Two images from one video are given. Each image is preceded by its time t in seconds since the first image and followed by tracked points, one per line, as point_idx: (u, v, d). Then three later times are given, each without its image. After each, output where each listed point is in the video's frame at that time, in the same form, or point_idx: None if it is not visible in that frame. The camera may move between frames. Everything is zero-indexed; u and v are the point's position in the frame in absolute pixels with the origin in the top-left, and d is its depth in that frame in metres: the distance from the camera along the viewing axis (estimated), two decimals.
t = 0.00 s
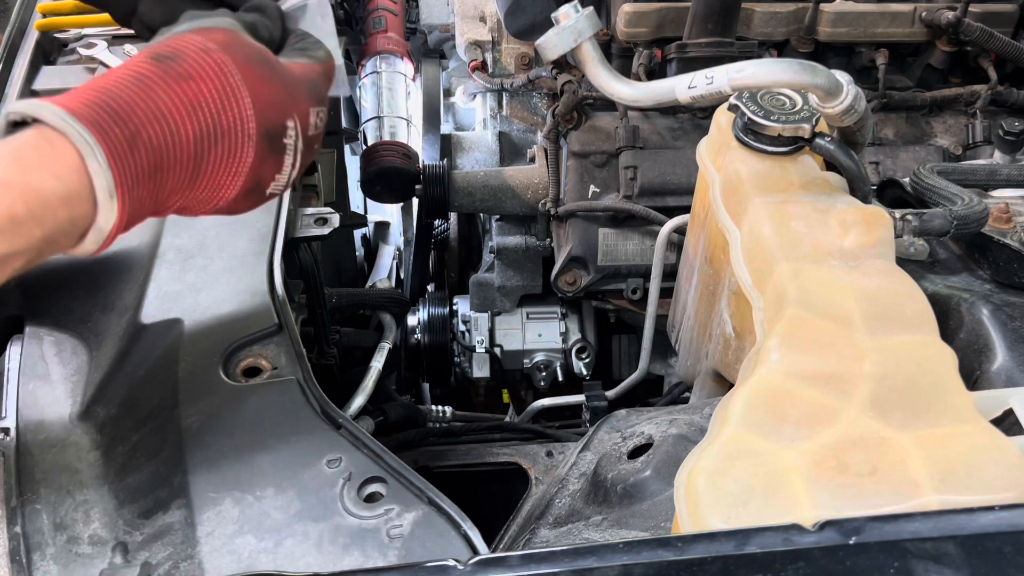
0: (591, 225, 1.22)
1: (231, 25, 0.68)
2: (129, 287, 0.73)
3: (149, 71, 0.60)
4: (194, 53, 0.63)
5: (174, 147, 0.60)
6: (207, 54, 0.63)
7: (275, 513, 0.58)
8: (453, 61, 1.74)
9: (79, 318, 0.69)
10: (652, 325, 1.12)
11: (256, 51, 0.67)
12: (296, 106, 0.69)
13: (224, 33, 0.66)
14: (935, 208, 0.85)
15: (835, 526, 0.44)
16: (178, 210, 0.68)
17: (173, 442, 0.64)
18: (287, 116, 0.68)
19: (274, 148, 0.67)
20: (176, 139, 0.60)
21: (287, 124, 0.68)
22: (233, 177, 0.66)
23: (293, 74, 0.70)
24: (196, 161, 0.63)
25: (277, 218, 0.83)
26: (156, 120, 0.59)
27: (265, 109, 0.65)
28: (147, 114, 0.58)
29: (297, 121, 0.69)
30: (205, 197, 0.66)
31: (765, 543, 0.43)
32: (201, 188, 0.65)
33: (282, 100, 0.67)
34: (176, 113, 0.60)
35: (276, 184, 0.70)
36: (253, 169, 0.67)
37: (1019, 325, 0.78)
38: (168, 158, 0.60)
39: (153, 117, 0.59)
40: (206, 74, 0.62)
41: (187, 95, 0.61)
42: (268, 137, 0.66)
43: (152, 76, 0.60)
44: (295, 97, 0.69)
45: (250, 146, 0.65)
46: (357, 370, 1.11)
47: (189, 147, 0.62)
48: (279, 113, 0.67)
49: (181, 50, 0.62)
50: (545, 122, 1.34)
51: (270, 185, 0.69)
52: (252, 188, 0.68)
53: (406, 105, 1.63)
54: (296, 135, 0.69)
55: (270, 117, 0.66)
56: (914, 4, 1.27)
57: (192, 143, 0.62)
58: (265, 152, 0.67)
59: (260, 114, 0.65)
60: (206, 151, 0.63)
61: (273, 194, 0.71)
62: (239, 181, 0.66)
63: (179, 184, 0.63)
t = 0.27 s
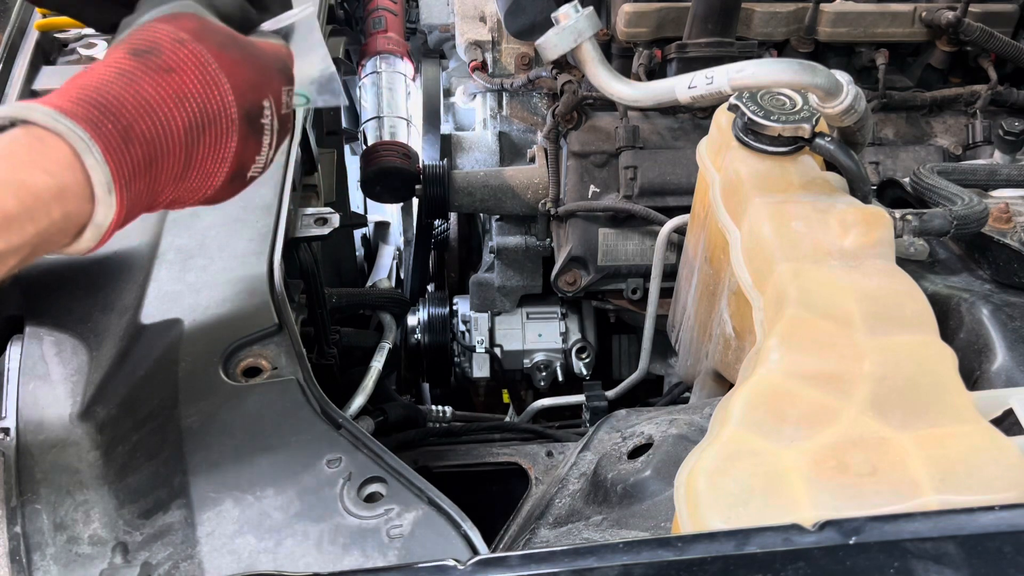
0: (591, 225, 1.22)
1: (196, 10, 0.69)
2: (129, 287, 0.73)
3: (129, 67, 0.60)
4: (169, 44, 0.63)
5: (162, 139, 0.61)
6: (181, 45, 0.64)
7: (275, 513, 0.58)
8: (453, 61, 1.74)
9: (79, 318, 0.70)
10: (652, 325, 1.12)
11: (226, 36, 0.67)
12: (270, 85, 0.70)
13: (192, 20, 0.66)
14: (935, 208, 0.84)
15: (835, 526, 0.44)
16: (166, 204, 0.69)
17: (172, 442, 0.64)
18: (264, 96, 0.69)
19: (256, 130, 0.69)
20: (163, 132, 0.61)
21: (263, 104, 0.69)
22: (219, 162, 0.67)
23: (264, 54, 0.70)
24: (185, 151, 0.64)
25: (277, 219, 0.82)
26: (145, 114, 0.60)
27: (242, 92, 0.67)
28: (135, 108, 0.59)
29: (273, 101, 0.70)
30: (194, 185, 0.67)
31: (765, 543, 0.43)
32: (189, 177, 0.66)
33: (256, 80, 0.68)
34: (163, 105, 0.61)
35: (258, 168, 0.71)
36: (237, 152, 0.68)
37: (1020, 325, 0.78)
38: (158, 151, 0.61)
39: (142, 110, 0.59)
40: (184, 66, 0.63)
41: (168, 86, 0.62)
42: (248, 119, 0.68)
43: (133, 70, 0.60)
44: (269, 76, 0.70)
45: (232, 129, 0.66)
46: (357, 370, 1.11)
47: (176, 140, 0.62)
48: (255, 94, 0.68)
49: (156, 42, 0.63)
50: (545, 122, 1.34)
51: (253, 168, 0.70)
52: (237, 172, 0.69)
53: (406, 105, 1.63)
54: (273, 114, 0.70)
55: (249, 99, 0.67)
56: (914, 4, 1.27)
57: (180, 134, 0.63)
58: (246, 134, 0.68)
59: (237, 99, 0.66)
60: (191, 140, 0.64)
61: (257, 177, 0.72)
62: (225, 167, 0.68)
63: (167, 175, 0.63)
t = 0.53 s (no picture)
0: (591, 225, 1.22)
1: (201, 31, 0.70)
2: (129, 288, 0.74)
3: (122, 69, 0.61)
4: (165, 53, 0.64)
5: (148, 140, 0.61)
6: (179, 53, 0.65)
7: (275, 513, 0.58)
8: (453, 61, 1.74)
9: (79, 318, 0.70)
10: (652, 325, 1.12)
11: (226, 54, 0.69)
12: (268, 105, 0.71)
13: (194, 36, 0.68)
14: (935, 208, 0.85)
15: (835, 526, 0.44)
16: (153, 212, 0.68)
17: (172, 442, 0.64)
18: (260, 114, 0.70)
19: (250, 146, 0.69)
20: (148, 133, 0.61)
21: (261, 122, 0.70)
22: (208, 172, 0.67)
23: (266, 77, 0.72)
24: (172, 156, 0.64)
25: (277, 218, 0.82)
26: (133, 115, 0.60)
27: (237, 106, 0.67)
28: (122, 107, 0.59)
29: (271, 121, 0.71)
30: (179, 192, 0.67)
31: (765, 543, 0.43)
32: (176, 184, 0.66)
33: (254, 98, 0.69)
34: (151, 107, 0.61)
35: (251, 185, 0.71)
36: (229, 166, 0.68)
37: (1019, 325, 0.78)
38: (142, 151, 0.60)
39: (129, 111, 0.59)
40: (179, 73, 0.64)
41: (160, 90, 0.62)
42: (243, 134, 0.68)
43: (126, 73, 0.61)
44: (268, 96, 0.71)
45: (224, 140, 0.66)
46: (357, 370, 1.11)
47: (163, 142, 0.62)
48: (252, 110, 0.69)
49: (153, 51, 0.64)
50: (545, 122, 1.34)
51: (247, 185, 0.71)
52: (227, 184, 0.69)
53: (406, 105, 1.63)
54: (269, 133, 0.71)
55: (243, 114, 0.68)
56: (914, 4, 1.27)
57: (168, 137, 0.63)
58: (239, 149, 0.68)
59: (232, 112, 0.67)
60: (179, 145, 0.64)
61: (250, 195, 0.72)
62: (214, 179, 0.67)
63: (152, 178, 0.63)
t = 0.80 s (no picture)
0: (591, 225, 1.22)
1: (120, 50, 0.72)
2: (129, 287, 0.74)
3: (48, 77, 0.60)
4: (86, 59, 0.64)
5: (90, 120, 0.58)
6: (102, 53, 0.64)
7: (275, 513, 0.58)
8: (452, 61, 1.74)
9: (79, 318, 0.70)
10: (651, 325, 1.12)
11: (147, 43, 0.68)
12: (200, 68, 0.69)
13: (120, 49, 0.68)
14: (935, 208, 0.85)
15: (835, 526, 0.44)
16: (142, 214, 0.63)
17: (173, 442, 0.64)
18: (194, 73, 0.67)
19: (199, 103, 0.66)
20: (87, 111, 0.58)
21: (197, 80, 0.67)
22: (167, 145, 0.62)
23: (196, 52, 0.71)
24: (122, 125, 0.60)
25: (278, 218, 0.82)
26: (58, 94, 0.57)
27: (162, 66, 0.65)
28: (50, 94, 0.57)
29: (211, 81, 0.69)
30: (153, 176, 0.62)
31: (765, 543, 0.43)
32: (144, 161, 0.61)
33: (183, 63, 0.67)
34: (77, 87, 0.59)
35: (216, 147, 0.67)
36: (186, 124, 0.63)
37: (1019, 325, 0.78)
38: (86, 130, 0.57)
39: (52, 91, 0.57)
40: (100, 64, 0.63)
41: (85, 76, 0.60)
42: (181, 90, 0.65)
43: (48, 79, 0.60)
44: (196, 58, 0.69)
45: (172, 104, 0.63)
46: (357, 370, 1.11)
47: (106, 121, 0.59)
48: (184, 73, 0.66)
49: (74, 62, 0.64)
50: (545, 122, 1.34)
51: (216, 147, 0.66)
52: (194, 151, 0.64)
53: (406, 105, 1.63)
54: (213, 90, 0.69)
55: (173, 72, 0.65)
56: (913, 4, 1.27)
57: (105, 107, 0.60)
58: (186, 106, 0.64)
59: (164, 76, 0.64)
60: (126, 119, 0.60)
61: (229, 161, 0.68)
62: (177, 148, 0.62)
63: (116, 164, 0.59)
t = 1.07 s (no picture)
0: (591, 225, 1.22)
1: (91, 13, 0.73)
2: (129, 288, 0.74)
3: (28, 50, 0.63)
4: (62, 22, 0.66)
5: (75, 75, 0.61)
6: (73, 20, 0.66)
7: (275, 513, 0.58)
8: (452, 61, 1.74)
9: (78, 318, 0.71)
10: (651, 325, 1.12)
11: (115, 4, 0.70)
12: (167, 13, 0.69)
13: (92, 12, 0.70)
14: (935, 208, 0.84)
15: (835, 525, 0.44)
16: (150, 164, 0.66)
17: (172, 442, 0.63)
18: (162, 15, 0.68)
19: (174, 44, 0.67)
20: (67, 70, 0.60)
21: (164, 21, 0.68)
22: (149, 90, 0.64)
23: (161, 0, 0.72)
24: (106, 75, 0.62)
25: (277, 219, 0.81)
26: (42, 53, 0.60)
27: (131, 18, 0.66)
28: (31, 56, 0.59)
29: (179, 19, 0.70)
30: (147, 121, 0.64)
31: (765, 543, 0.43)
32: (136, 109, 0.63)
33: (146, 12, 0.68)
34: (57, 44, 0.61)
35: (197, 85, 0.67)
36: (168, 68, 0.65)
37: (1019, 325, 0.78)
38: (72, 81, 0.60)
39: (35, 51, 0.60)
40: (74, 23, 0.65)
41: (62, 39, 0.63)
42: (153, 33, 0.66)
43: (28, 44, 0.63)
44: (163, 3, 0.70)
45: (145, 48, 0.64)
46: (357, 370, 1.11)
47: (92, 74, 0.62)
48: (150, 19, 0.68)
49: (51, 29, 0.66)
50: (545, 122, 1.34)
51: (202, 83, 0.67)
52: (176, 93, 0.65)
53: (406, 105, 1.63)
54: (182, 25, 0.69)
55: (143, 21, 0.67)
56: (914, 4, 1.27)
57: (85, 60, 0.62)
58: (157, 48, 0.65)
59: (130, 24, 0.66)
60: (110, 69, 0.62)
61: (219, 93, 0.69)
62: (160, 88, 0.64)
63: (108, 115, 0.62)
